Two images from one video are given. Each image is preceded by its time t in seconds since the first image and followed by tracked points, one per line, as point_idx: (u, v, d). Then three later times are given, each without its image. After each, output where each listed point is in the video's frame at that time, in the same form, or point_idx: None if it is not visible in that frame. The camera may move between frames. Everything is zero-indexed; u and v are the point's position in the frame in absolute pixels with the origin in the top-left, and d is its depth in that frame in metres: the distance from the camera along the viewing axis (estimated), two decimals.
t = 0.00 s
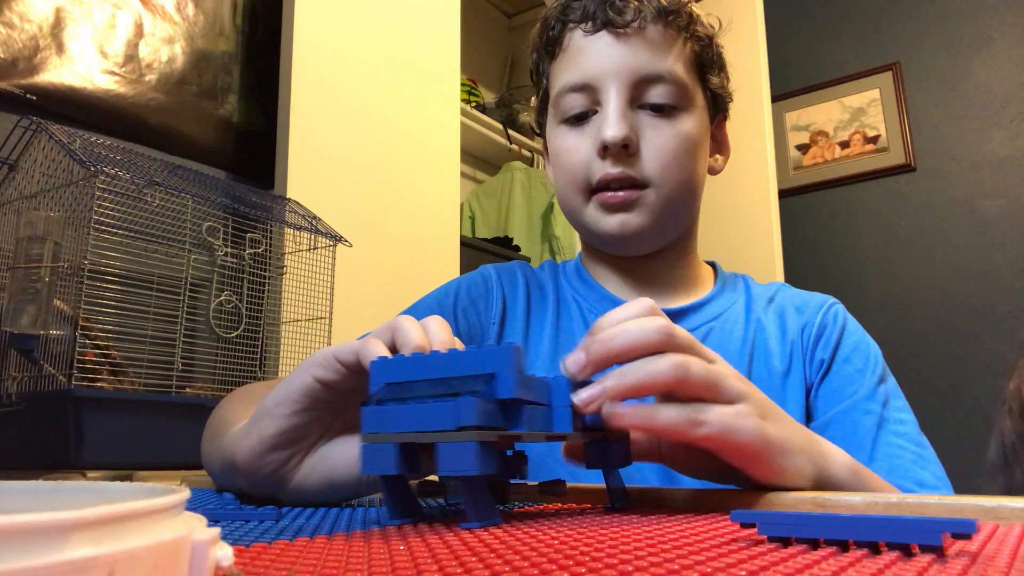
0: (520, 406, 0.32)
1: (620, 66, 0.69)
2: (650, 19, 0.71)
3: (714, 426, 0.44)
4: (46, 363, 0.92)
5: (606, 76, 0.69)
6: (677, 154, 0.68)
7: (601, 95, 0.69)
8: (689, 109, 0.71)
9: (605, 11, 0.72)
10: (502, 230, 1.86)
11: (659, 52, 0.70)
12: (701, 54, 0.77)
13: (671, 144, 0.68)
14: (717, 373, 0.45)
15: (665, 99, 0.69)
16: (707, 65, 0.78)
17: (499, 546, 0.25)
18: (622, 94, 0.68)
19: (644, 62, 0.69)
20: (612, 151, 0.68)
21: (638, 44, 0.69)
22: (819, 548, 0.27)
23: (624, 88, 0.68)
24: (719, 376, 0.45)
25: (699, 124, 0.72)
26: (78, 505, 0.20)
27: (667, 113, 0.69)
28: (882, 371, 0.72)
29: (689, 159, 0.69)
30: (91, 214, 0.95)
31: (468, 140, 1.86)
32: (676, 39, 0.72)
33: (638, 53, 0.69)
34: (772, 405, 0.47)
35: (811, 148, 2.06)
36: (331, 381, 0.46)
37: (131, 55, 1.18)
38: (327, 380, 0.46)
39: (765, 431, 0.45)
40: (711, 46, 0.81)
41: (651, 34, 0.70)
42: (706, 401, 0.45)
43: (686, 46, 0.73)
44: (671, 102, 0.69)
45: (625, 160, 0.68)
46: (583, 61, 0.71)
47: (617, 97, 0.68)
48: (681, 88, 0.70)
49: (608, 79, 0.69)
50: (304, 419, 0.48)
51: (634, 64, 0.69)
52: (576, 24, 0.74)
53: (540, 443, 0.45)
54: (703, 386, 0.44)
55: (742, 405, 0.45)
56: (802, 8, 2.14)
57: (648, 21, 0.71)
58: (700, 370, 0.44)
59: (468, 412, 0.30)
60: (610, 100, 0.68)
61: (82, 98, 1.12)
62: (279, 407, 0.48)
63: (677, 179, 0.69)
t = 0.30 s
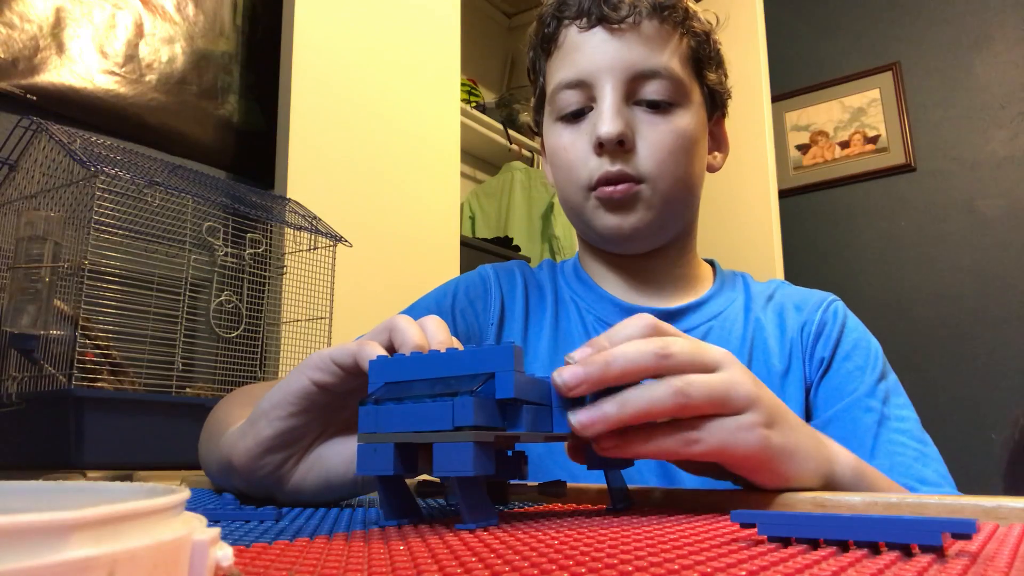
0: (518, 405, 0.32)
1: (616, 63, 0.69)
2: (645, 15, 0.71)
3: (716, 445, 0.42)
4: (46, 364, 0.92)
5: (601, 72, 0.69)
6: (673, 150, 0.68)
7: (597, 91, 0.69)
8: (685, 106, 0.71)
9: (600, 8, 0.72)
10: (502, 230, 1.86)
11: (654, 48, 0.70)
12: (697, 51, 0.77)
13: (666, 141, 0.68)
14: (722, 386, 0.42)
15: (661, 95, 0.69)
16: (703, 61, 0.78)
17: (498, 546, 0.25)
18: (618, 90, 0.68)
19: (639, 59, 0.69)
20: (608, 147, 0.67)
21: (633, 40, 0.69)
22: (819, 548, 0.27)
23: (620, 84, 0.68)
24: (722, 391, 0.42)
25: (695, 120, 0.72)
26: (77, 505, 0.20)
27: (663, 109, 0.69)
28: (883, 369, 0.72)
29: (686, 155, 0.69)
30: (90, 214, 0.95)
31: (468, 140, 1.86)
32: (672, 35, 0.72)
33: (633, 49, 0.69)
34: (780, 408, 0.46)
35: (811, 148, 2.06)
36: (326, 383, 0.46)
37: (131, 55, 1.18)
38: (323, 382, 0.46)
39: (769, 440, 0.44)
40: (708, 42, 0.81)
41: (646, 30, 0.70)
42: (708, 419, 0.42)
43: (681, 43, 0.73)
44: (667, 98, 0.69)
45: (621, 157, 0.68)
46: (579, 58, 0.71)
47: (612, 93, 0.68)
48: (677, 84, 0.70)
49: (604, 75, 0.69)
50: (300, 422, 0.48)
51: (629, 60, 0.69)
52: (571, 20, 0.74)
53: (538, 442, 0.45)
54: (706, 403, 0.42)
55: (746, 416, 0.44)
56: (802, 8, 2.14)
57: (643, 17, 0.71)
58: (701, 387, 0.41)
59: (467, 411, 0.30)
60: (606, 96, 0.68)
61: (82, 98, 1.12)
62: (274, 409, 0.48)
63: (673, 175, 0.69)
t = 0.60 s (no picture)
0: (522, 405, 0.33)
1: (619, 65, 0.68)
2: (649, 16, 0.71)
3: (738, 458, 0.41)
4: (45, 364, 0.92)
5: (605, 74, 0.68)
6: (676, 153, 0.68)
7: (600, 92, 0.69)
8: (687, 108, 0.71)
9: (605, 8, 0.71)
10: (502, 230, 1.86)
11: (658, 49, 0.69)
12: (699, 52, 0.77)
13: (670, 142, 0.68)
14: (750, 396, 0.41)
15: (664, 98, 0.69)
16: (705, 62, 0.78)
17: (498, 546, 0.25)
18: (622, 92, 0.68)
19: (643, 60, 0.68)
20: (611, 150, 0.67)
21: (637, 42, 0.69)
22: (819, 548, 0.27)
23: (623, 87, 0.68)
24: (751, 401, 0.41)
25: (697, 122, 0.72)
26: (77, 505, 0.20)
27: (666, 112, 0.69)
28: (880, 374, 0.72)
29: (688, 158, 0.70)
30: (90, 215, 0.95)
31: (468, 140, 1.86)
32: (675, 37, 0.72)
33: (637, 51, 0.69)
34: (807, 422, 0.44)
35: (811, 148, 2.06)
36: (324, 384, 0.45)
37: (131, 55, 1.18)
38: (319, 384, 0.45)
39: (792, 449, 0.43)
40: (710, 43, 0.81)
41: (650, 32, 0.70)
42: (740, 432, 0.41)
43: (684, 44, 0.73)
44: (670, 101, 0.69)
45: (625, 159, 0.68)
46: (582, 59, 0.70)
47: (616, 96, 0.68)
48: (680, 86, 0.70)
49: (607, 77, 0.68)
50: (297, 422, 0.48)
51: (633, 61, 0.68)
52: (575, 20, 0.73)
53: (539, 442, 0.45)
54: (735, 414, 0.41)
55: (775, 425, 0.42)
56: (802, 8, 2.14)
57: (647, 19, 0.71)
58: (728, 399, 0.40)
59: (472, 411, 0.30)
60: (609, 99, 0.68)
61: (82, 98, 1.12)
62: (271, 411, 0.48)
63: (676, 176, 0.69)
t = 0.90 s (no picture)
0: (525, 405, 0.33)
1: (648, 79, 0.67)
2: (681, 32, 0.70)
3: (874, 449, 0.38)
4: (45, 364, 0.92)
5: (631, 87, 0.67)
6: (693, 171, 0.68)
7: (623, 105, 0.68)
8: (707, 125, 0.70)
9: (637, 18, 0.70)
10: (502, 230, 1.86)
11: (686, 66, 0.68)
12: (719, 65, 0.76)
13: (689, 162, 0.68)
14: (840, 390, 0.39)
15: (686, 115, 0.68)
16: (724, 76, 0.77)
17: (497, 546, 0.25)
18: (647, 109, 0.67)
19: (671, 76, 0.67)
20: (633, 166, 0.67)
21: (667, 57, 0.68)
22: (819, 548, 0.27)
23: (649, 102, 0.67)
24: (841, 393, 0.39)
25: (714, 141, 0.72)
26: (77, 506, 0.20)
27: (687, 129, 0.69)
28: (875, 378, 0.71)
29: (703, 175, 0.70)
30: (91, 215, 0.95)
31: (468, 140, 1.86)
32: (702, 53, 0.71)
33: (666, 66, 0.67)
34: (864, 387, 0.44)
35: (811, 148, 2.06)
36: (310, 381, 0.46)
37: (131, 55, 1.18)
38: (305, 381, 0.46)
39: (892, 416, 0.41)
40: (729, 56, 0.80)
41: (680, 48, 0.69)
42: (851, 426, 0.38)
43: (709, 59, 0.72)
44: (692, 119, 0.69)
45: (646, 176, 0.67)
46: (608, 68, 0.69)
47: (641, 111, 0.67)
48: (702, 103, 0.69)
49: (634, 92, 0.67)
50: (283, 421, 0.48)
51: (662, 78, 0.67)
52: (603, 25, 0.71)
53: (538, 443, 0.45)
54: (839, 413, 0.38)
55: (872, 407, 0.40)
56: (802, 8, 2.14)
57: (679, 34, 0.69)
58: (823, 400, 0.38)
59: (477, 411, 0.30)
60: (633, 113, 0.67)
61: (81, 98, 1.12)
62: (259, 407, 0.48)
63: (690, 195, 0.69)
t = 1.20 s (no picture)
0: (526, 405, 0.33)
1: (651, 78, 0.67)
2: (686, 32, 0.69)
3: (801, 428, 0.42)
4: (45, 364, 0.92)
5: (634, 85, 0.67)
6: (694, 171, 0.68)
7: (626, 103, 0.68)
8: (710, 126, 0.70)
9: (643, 17, 0.69)
10: (502, 230, 1.86)
11: (691, 66, 0.68)
12: (725, 67, 0.76)
13: (690, 162, 0.68)
14: (763, 378, 0.41)
15: (689, 115, 0.68)
16: (728, 77, 0.77)
17: (497, 546, 0.25)
18: (650, 107, 0.67)
19: (675, 76, 0.67)
20: (634, 164, 0.67)
21: (671, 56, 0.68)
22: (819, 548, 0.27)
23: (652, 101, 0.67)
24: (779, 379, 0.41)
25: (717, 142, 0.72)
26: (77, 505, 0.20)
27: (689, 129, 0.69)
28: (871, 384, 0.71)
29: (704, 175, 0.70)
30: (91, 215, 0.95)
31: (468, 141, 1.87)
32: (707, 53, 0.71)
33: (670, 66, 0.67)
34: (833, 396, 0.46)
35: (811, 148, 2.06)
36: (306, 385, 0.46)
37: (131, 55, 1.18)
38: (302, 385, 0.46)
39: (834, 420, 0.44)
40: (735, 58, 0.80)
41: (685, 47, 0.69)
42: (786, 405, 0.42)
43: (714, 60, 0.72)
44: (695, 118, 0.69)
45: (646, 175, 0.67)
46: (612, 64, 0.69)
47: (643, 109, 0.67)
48: (706, 103, 0.69)
49: (637, 89, 0.67)
50: (281, 426, 0.48)
51: (666, 76, 0.67)
52: (609, 23, 0.71)
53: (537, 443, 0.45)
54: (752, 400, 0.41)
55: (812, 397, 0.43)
56: (802, 8, 2.14)
57: (684, 34, 0.69)
58: (738, 387, 0.40)
59: (478, 411, 0.30)
60: (636, 112, 0.67)
61: (81, 98, 1.12)
62: (255, 413, 0.48)
63: (690, 194, 0.69)
